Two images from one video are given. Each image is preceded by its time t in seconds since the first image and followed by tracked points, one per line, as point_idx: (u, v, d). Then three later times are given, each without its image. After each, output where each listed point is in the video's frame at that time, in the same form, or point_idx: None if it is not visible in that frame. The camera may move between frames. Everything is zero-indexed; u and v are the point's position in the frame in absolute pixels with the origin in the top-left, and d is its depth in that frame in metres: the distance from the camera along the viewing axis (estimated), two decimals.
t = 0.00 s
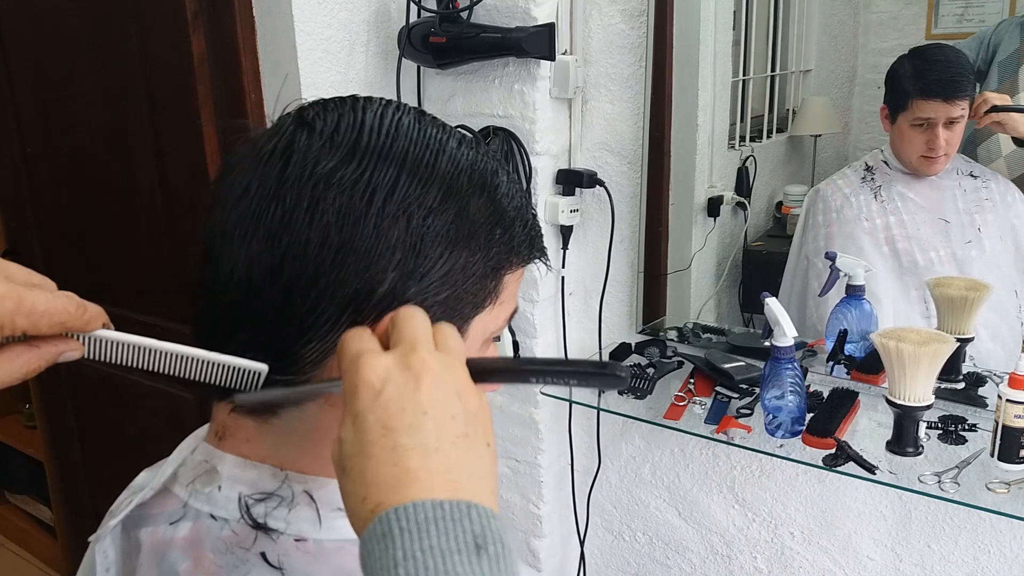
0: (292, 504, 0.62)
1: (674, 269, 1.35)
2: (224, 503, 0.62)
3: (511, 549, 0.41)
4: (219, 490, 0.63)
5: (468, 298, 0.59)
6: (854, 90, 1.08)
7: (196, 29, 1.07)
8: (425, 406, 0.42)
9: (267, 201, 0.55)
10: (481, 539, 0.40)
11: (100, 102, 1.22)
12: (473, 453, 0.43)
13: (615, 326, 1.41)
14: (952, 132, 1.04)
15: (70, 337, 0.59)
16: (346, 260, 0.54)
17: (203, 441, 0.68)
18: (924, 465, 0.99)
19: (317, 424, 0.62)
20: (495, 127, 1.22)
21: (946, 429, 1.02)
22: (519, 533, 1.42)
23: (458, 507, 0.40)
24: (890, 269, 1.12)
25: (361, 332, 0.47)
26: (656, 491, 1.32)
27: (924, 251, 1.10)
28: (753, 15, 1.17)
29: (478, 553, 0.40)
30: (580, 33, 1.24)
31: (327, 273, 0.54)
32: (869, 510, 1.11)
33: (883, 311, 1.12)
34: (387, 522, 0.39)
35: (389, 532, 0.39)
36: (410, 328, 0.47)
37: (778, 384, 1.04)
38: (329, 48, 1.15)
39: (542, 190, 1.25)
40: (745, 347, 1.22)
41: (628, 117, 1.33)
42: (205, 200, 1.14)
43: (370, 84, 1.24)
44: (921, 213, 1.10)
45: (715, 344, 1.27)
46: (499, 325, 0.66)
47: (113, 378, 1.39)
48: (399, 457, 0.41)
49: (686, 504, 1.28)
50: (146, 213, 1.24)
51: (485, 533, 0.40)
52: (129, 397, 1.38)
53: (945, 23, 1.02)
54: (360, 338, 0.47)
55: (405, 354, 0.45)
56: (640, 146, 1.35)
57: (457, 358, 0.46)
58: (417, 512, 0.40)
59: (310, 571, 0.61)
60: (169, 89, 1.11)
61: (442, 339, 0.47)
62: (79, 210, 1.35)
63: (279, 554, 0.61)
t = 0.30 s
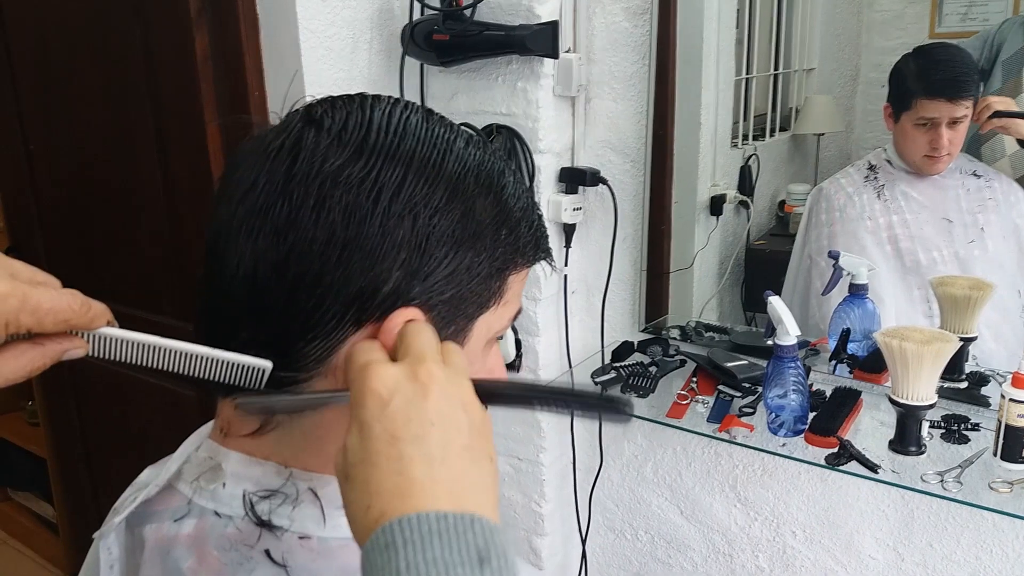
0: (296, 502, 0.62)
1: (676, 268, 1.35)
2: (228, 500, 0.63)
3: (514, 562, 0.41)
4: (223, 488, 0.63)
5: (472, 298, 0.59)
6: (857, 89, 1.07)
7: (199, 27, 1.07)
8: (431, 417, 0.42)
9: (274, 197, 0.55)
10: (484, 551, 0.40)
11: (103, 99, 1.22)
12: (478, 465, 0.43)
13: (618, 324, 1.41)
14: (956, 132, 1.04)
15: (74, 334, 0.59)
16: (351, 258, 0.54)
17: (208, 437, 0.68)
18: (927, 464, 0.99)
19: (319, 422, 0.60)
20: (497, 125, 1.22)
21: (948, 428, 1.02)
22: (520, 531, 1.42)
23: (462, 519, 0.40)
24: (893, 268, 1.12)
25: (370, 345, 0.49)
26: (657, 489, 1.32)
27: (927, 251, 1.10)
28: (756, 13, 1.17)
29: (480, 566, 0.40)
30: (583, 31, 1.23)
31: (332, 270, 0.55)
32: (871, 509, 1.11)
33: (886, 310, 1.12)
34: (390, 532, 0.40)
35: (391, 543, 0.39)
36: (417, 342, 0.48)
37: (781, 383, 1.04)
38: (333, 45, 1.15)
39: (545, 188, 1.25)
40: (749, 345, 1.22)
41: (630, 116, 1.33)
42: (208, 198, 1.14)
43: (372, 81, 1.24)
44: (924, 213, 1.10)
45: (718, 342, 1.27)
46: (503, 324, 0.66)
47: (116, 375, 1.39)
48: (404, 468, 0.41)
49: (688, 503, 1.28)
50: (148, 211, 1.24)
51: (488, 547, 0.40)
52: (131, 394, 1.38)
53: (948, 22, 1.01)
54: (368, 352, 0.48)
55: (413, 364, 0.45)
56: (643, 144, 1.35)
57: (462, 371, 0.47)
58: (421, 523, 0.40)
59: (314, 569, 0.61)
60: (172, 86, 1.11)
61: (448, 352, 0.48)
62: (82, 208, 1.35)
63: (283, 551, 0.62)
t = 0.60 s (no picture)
0: (296, 505, 0.62)
1: (676, 269, 1.35)
2: (227, 503, 0.63)
3: None
4: (223, 490, 0.63)
5: (469, 301, 0.60)
6: (856, 91, 1.08)
7: (199, 29, 1.07)
8: (430, 429, 0.43)
9: (272, 200, 0.55)
10: (478, 564, 0.40)
11: (103, 101, 1.22)
12: (474, 479, 0.43)
13: (617, 326, 1.41)
14: (955, 133, 1.04)
15: (72, 339, 0.59)
16: (349, 261, 0.55)
17: (207, 440, 0.68)
18: (926, 466, 0.99)
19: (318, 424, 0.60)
20: (497, 127, 1.22)
21: (948, 429, 1.02)
22: (519, 533, 1.42)
23: (457, 531, 0.41)
24: (892, 269, 1.12)
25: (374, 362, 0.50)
26: (657, 491, 1.32)
27: (926, 253, 1.10)
28: (756, 15, 1.17)
29: None
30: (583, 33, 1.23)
31: (330, 273, 0.55)
32: (871, 511, 1.11)
33: (885, 312, 1.12)
34: (385, 541, 0.40)
35: (386, 552, 0.40)
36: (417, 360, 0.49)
37: (781, 385, 1.04)
38: (333, 47, 1.15)
39: (544, 190, 1.25)
40: (748, 347, 1.22)
41: (630, 118, 1.33)
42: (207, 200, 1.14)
43: (372, 83, 1.24)
44: (923, 215, 1.10)
45: (717, 344, 1.27)
46: (502, 327, 0.66)
47: (115, 377, 1.39)
48: (402, 477, 0.41)
49: (688, 504, 1.28)
50: (148, 213, 1.24)
51: (482, 560, 0.41)
52: (131, 396, 1.38)
53: (947, 24, 1.02)
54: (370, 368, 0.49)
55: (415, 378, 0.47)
56: (643, 146, 1.35)
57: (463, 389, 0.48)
58: (416, 533, 0.40)
59: (314, 570, 0.61)
60: (172, 89, 1.11)
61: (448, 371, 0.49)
62: (82, 210, 1.35)
63: (283, 554, 0.62)
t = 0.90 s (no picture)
0: (301, 502, 0.62)
1: (679, 269, 1.35)
2: (231, 500, 0.63)
3: None
4: (226, 487, 0.63)
5: (474, 299, 0.60)
6: (860, 90, 1.07)
7: (202, 28, 1.07)
8: (470, 463, 0.46)
9: (278, 196, 0.55)
10: None
11: (107, 99, 1.22)
12: (503, 514, 0.46)
13: (620, 325, 1.41)
14: (958, 133, 1.04)
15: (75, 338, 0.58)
16: (355, 258, 0.55)
17: (211, 437, 0.69)
18: (929, 465, 0.99)
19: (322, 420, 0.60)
20: (500, 126, 1.22)
21: (950, 429, 1.02)
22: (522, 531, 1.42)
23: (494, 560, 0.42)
24: (895, 269, 1.12)
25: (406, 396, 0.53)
26: (660, 490, 1.32)
27: (929, 252, 1.10)
28: (759, 15, 1.17)
29: None
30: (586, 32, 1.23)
31: (336, 270, 0.55)
32: (873, 510, 1.11)
33: (888, 311, 1.12)
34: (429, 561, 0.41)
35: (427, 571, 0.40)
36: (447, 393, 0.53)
37: (784, 384, 1.04)
38: (337, 45, 1.15)
39: (547, 189, 1.25)
40: (750, 346, 1.21)
41: (634, 117, 1.33)
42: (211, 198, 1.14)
43: (376, 81, 1.25)
44: (926, 214, 1.10)
45: (720, 343, 1.27)
46: (505, 326, 0.66)
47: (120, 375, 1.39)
48: (446, 494, 0.43)
49: (690, 503, 1.28)
50: (152, 211, 1.24)
51: None
52: (135, 394, 1.38)
53: (951, 23, 1.01)
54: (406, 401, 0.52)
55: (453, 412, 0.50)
56: (646, 145, 1.35)
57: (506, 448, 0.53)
58: (457, 556, 0.41)
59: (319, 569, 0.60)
60: (176, 87, 1.12)
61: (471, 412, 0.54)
62: (86, 208, 1.36)
63: (287, 551, 0.60)
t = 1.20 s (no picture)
0: (299, 503, 0.61)
1: (678, 269, 1.35)
2: (229, 501, 0.62)
3: None
4: (223, 488, 0.62)
5: (472, 300, 0.60)
6: (858, 90, 1.07)
7: (201, 28, 1.07)
8: None
9: (276, 197, 0.55)
10: None
11: (106, 100, 1.22)
12: None
13: (619, 325, 1.41)
14: (957, 134, 1.04)
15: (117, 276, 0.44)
16: (354, 258, 0.55)
17: (208, 438, 0.68)
18: (928, 466, 0.99)
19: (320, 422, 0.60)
20: (499, 126, 1.22)
21: (949, 429, 1.02)
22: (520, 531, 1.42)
23: None
24: (894, 269, 1.12)
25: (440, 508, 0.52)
26: (659, 490, 1.32)
27: (928, 252, 1.10)
28: (758, 15, 1.17)
29: None
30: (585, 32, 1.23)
31: (335, 270, 0.55)
32: (871, 510, 1.11)
33: (887, 312, 1.12)
34: None
35: None
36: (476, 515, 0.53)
37: (782, 384, 1.04)
38: (335, 45, 1.15)
39: (545, 189, 1.25)
40: (749, 347, 1.22)
41: (633, 117, 1.33)
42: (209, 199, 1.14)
43: (375, 81, 1.25)
44: (925, 214, 1.10)
45: (718, 343, 1.27)
46: (503, 327, 0.66)
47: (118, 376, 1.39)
48: None
49: (689, 504, 1.28)
50: (151, 211, 1.24)
51: None
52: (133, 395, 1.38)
53: (950, 24, 1.01)
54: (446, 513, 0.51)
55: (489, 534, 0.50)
56: (645, 145, 1.35)
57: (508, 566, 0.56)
58: None
59: (318, 570, 0.60)
60: (175, 87, 1.12)
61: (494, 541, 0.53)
62: (85, 208, 1.36)
63: (284, 552, 0.60)
